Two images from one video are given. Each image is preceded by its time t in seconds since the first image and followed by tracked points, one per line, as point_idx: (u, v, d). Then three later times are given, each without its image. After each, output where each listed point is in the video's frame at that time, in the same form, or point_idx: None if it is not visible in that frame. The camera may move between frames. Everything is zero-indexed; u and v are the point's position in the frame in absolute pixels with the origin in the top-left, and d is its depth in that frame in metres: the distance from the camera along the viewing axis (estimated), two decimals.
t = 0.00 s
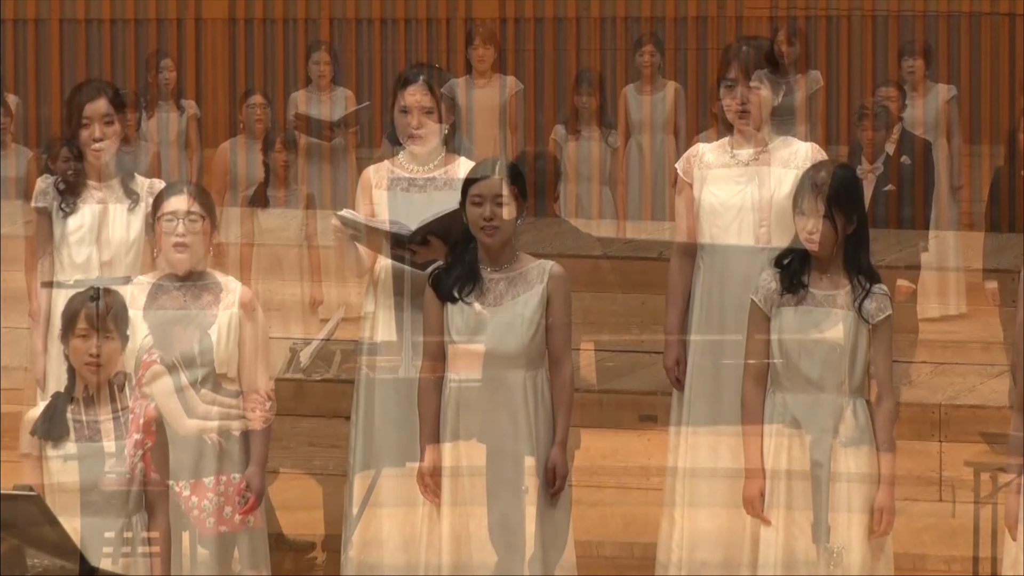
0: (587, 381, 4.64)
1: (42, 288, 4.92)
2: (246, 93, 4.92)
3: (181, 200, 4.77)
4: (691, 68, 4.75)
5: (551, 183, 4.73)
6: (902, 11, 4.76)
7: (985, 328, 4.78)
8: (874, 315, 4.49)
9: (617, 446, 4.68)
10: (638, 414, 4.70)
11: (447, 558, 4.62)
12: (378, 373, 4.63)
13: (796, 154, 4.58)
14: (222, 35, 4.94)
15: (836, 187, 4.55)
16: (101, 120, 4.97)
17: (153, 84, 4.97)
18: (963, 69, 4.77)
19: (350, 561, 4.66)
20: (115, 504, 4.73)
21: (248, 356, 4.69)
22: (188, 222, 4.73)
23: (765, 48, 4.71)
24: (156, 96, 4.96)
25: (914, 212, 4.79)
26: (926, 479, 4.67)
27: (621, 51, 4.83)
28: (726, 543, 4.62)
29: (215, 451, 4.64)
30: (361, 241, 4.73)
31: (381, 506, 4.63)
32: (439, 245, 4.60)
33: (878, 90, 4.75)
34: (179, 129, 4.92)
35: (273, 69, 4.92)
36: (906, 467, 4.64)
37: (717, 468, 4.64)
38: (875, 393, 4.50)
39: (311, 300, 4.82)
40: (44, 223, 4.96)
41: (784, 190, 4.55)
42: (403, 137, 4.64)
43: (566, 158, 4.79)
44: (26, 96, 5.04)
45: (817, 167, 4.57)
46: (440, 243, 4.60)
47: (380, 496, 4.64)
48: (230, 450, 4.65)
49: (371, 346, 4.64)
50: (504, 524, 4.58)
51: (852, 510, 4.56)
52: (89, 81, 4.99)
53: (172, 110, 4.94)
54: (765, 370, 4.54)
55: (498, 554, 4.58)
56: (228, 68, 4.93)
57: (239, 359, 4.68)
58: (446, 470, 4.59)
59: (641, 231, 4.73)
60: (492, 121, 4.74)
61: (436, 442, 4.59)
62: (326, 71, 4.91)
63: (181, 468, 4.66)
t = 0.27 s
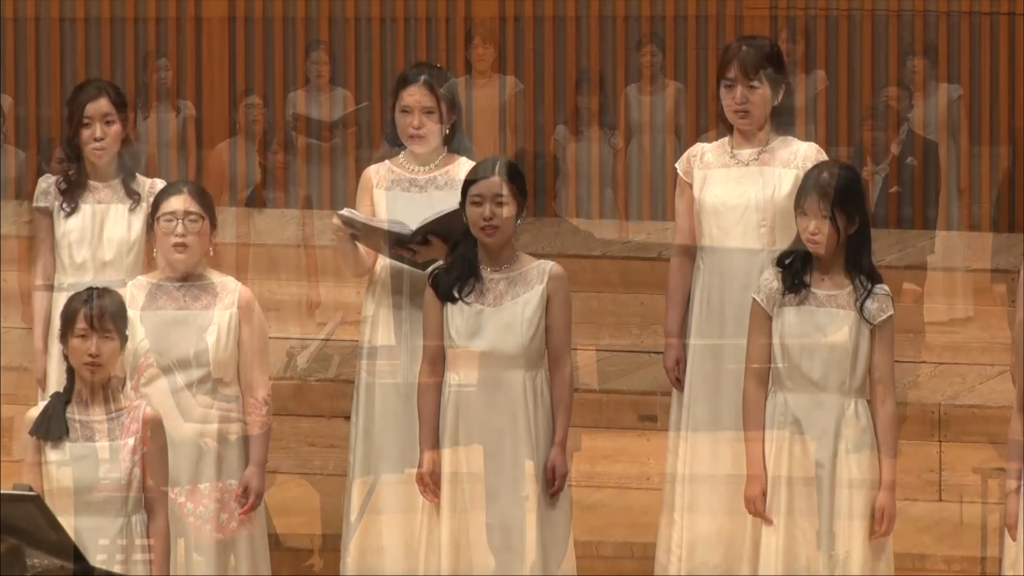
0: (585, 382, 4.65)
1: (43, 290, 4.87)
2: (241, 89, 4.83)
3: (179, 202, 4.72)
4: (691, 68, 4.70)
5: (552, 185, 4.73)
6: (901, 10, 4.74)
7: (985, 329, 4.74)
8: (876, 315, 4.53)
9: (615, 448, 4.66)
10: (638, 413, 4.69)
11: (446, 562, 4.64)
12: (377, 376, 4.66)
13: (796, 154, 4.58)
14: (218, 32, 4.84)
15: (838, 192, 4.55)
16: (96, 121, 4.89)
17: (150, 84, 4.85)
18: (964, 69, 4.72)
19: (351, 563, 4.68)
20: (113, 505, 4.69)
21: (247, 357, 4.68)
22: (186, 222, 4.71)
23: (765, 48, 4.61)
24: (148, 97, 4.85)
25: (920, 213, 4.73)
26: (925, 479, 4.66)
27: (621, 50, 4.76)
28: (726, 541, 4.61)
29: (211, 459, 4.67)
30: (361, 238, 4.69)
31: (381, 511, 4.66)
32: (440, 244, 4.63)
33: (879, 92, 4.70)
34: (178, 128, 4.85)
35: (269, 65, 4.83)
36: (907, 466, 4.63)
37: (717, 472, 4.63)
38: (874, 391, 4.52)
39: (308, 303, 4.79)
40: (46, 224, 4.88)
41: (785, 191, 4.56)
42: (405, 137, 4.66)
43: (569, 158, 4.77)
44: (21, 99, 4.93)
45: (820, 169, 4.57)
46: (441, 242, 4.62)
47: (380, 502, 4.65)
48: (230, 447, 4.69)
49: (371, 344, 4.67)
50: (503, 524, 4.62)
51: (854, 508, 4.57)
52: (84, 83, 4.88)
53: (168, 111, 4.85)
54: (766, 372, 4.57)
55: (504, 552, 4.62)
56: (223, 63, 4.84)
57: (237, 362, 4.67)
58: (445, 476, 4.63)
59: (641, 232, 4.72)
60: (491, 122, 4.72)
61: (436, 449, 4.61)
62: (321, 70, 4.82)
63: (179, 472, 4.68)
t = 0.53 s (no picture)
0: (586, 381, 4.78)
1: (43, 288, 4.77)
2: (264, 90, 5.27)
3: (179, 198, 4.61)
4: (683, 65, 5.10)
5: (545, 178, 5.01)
6: (901, 10, 5.10)
7: (986, 330, 4.75)
8: (878, 317, 3.98)
9: (615, 448, 4.71)
10: (638, 413, 4.79)
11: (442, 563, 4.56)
12: (378, 373, 4.38)
13: (796, 155, 4.28)
14: (257, 37, 5.33)
15: (842, 192, 4.01)
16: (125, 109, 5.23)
17: (175, 86, 5.35)
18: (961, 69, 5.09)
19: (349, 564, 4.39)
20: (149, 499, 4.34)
21: (243, 356, 4.30)
22: (187, 222, 4.34)
23: (765, 48, 4.30)
24: (183, 94, 5.34)
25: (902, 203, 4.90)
26: (925, 479, 4.68)
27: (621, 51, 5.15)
28: (727, 541, 4.33)
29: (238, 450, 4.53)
30: (360, 237, 4.33)
31: (381, 519, 4.37)
32: (441, 243, 4.24)
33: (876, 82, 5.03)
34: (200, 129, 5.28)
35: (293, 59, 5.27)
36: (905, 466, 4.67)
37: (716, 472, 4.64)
38: (877, 392, 4.00)
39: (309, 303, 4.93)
40: (48, 224, 4.84)
41: (784, 192, 4.25)
42: (405, 137, 4.40)
43: (562, 153, 5.08)
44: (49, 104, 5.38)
45: (821, 169, 4.05)
46: (442, 241, 4.23)
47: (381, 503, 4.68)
48: (229, 450, 4.32)
49: (373, 344, 4.39)
50: (501, 527, 4.16)
51: (855, 512, 4.00)
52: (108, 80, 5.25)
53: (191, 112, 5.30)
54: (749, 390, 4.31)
55: (480, 556, 4.19)
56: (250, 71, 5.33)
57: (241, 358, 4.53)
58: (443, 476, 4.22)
59: (636, 233, 4.93)
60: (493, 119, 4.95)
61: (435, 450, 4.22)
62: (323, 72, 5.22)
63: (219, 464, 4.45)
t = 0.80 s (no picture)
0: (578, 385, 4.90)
1: (41, 289, 4.38)
2: (350, 99, 6.68)
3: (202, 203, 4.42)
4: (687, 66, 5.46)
5: (551, 181, 6.59)
6: (901, 10, 6.27)
7: (984, 329, 5.16)
8: (877, 318, 3.37)
9: (615, 448, 4.83)
10: (637, 413, 4.85)
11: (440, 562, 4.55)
12: (379, 376, 3.96)
13: (796, 155, 3.79)
14: (346, 37, 6.65)
15: (843, 195, 3.33)
16: (254, 110, 6.75)
17: (302, 86, 6.69)
18: (939, 72, 6.26)
19: (347, 563, 3.92)
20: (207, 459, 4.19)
21: (245, 357, 3.61)
22: (187, 223, 3.56)
23: (767, 48, 3.71)
24: (291, 101, 6.72)
25: (877, 179, 6.33)
26: (924, 479, 4.68)
27: (621, 65, 6.50)
28: (726, 539, 3.85)
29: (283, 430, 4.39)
30: (362, 238, 3.77)
31: (381, 524, 3.93)
32: (441, 242, 3.71)
33: (876, 84, 6.31)
34: (287, 129, 6.75)
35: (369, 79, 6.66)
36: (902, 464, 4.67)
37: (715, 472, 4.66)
38: (877, 392, 3.36)
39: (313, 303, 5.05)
40: (46, 225, 4.42)
41: (784, 193, 3.78)
42: (404, 136, 3.92)
43: (566, 142, 6.59)
44: (186, 102, 6.78)
45: (821, 170, 3.35)
46: (442, 240, 3.70)
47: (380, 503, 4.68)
48: (230, 448, 3.62)
49: (373, 348, 3.95)
50: (500, 530, 3.53)
51: (854, 511, 3.34)
52: (234, 83, 6.75)
53: (296, 116, 6.72)
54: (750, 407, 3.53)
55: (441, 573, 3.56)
56: (330, 79, 6.69)
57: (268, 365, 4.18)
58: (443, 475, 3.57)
59: (638, 233, 5.95)
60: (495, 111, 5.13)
61: (434, 448, 3.60)
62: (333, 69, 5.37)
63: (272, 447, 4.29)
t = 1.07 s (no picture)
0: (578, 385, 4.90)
1: (40, 289, 4.38)
2: (352, 97, 6.68)
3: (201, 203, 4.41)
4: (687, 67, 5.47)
5: (550, 180, 6.59)
6: (901, 11, 6.27)
7: (983, 329, 5.16)
8: (875, 318, 3.37)
9: (614, 448, 4.84)
10: (637, 413, 4.85)
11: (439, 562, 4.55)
12: (379, 376, 3.96)
13: (796, 154, 3.79)
14: (347, 34, 6.65)
15: (842, 195, 3.33)
16: (255, 108, 6.75)
17: (302, 89, 6.69)
18: (938, 71, 6.26)
19: (347, 562, 3.93)
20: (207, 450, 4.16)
21: (245, 357, 3.61)
22: (187, 223, 3.56)
23: (766, 48, 3.71)
24: (292, 100, 6.72)
25: (877, 177, 6.33)
26: (924, 479, 4.68)
27: (620, 64, 6.50)
28: (726, 539, 3.84)
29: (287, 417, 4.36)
30: (362, 238, 3.76)
31: (381, 523, 3.93)
32: (441, 242, 3.71)
33: (877, 86, 6.31)
34: (287, 127, 6.75)
35: (369, 79, 6.67)
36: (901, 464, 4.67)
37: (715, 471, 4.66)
38: (875, 392, 3.35)
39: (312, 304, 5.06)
40: (45, 225, 4.41)
41: (784, 193, 3.78)
42: (405, 136, 3.92)
43: (565, 141, 6.59)
44: (186, 103, 6.78)
45: (821, 171, 3.35)
46: (442, 240, 3.70)
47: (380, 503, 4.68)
48: (229, 447, 3.62)
49: (373, 347, 3.95)
50: (500, 530, 3.53)
51: (852, 512, 3.34)
52: (234, 83, 6.75)
53: (297, 114, 6.73)
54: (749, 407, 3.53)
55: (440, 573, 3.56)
56: (332, 76, 6.69)
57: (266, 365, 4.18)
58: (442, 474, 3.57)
59: (638, 233, 5.95)
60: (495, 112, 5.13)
61: (434, 448, 3.60)
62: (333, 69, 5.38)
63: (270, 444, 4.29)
